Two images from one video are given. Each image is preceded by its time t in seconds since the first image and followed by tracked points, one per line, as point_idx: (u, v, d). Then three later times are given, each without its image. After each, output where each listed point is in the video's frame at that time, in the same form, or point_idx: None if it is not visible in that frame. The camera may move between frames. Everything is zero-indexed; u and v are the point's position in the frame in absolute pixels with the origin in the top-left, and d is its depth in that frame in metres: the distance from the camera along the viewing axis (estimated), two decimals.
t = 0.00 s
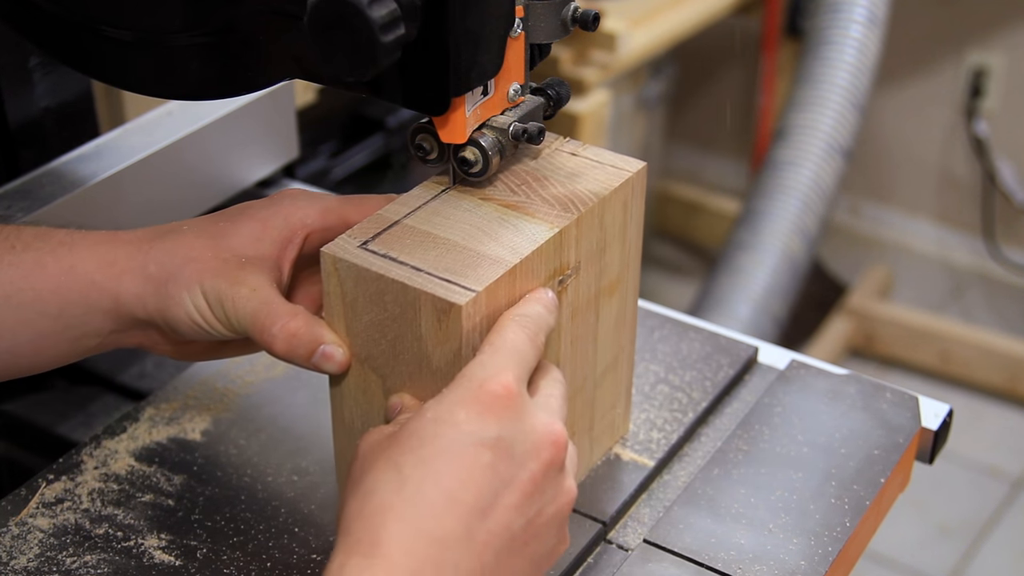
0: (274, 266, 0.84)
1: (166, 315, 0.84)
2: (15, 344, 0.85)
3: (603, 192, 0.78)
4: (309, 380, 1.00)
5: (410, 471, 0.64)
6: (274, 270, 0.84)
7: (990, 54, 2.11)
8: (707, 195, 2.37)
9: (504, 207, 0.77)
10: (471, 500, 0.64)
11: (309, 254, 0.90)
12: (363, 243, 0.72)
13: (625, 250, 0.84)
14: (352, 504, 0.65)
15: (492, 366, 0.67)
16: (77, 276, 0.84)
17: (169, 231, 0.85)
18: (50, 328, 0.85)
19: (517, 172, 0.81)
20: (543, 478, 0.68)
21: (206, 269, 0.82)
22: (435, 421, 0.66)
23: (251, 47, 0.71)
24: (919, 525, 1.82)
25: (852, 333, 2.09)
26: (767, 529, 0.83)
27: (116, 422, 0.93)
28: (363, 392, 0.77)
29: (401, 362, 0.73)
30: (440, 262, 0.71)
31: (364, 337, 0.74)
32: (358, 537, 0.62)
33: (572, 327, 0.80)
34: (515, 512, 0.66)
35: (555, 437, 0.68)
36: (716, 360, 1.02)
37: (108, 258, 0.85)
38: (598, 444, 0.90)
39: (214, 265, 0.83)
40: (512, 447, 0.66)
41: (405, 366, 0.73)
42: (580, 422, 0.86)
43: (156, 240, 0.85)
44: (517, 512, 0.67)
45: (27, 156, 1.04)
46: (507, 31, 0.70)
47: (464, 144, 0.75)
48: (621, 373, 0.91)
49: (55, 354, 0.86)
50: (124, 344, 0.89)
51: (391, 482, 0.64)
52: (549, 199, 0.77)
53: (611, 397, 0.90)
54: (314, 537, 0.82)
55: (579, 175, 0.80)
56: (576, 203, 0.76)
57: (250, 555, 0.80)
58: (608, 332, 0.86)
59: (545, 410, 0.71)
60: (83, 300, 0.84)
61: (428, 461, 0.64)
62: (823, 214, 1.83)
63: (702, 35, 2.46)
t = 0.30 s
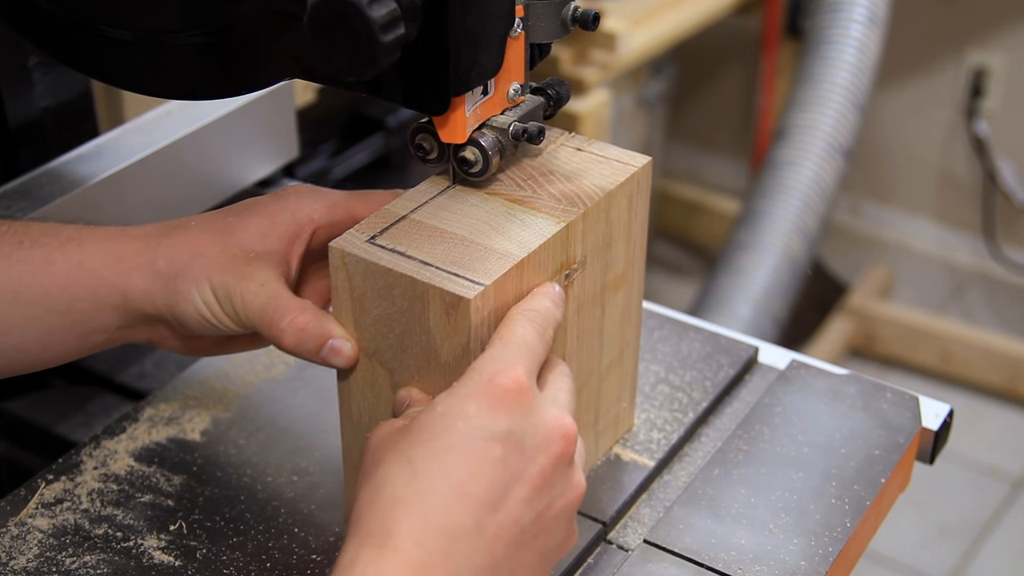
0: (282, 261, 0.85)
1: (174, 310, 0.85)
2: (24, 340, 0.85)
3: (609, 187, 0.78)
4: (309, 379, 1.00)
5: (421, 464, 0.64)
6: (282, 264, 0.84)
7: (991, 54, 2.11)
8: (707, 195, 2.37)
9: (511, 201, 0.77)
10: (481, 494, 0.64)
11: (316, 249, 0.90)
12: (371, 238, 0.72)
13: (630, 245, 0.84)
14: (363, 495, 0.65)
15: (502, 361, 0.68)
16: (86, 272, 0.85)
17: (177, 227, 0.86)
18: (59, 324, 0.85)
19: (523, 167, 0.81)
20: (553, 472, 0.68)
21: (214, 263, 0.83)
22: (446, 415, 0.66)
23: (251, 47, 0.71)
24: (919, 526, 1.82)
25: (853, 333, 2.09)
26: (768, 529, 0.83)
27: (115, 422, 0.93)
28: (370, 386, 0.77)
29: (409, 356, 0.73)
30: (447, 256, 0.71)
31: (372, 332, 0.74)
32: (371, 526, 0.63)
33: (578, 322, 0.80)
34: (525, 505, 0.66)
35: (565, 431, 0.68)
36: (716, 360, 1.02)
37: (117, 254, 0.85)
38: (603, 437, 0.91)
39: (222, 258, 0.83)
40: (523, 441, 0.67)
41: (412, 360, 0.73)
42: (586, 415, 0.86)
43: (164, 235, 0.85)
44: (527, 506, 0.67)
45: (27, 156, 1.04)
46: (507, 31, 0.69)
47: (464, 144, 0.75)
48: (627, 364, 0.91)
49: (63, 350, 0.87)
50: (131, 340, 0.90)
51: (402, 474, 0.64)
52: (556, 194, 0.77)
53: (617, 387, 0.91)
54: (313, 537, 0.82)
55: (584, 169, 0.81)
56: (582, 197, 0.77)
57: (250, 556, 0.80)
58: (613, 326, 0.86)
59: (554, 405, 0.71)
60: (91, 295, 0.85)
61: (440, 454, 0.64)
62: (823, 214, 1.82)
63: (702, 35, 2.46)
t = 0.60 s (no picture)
0: (292, 254, 0.85)
1: (185, 303, 0.85)
2: (37, 333, 0.85)
3: (618, 179, 0.79)
4: (308, 380, 1.00)
5: (436, 452, 0.65)
6: (292, 258, 0.84)
7: (991, 54, 2.11)
8: (707, 195, 2.37)
9: (520, 194, 0.78)
10: (495, 481, 0.65)
11: (327, 243, 0.89)
12: (382, 231, 0.73)
13: (639, 238, 0.85)
14: (378, 483, 0.66)
15: (514, 351, 0.69)
16: (94, 267, 0.85)
17: (191, 219, 0.86)
18: (72, 316, 0.85)
19: (532, 160, 0.82)
20: (565, 460, 0.69)
21: (226, 257, 0.83)
22: (460, 404, 0.67)
23: (250, 47, 0.71)
24: (920, 527, 1.82)
25: (853, 333, 2.08)
26: (768, 530, 0.83)
27: (115, 422, 0.93)
28: (381, 378, 0.78)
29: (420, 347, 0.74)
30: (457, 249, 0.72)
31: (383, 324, 0.75)
32: (386, 513, 0.64)
33: (586, 314, 0.81)
34: (539, 493, 0.68)
35: (578, 421, 0.70)
36: (717, 360, 1.02)
37: (130, 247, 0.85)
38: (612, 430, 0.91)
39: (234, 253, 0.83)
40: (536, 429, 0.68)
41: (424, 351, 0.74)
42: (595, 408, 0.87)
43: (176, 229, 0.86)
44: (541, 494, 0.68)
45: (26, 156, 1.04)
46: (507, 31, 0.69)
47: (464, 144, 0.75)
48: (634, 356, 0.92)
49: (75, 342, 0.87)
50: (144, 333, 0.90)
51: (417, 463, 0.65)
52: (565, 186, 0.78)
53: (625, 381, 0.91)
54: (314, 537, 0.82)
55: (594, 162, 0.82)
56: (591, 190, 0.77)
57: (249, 556, 0.80)
58: (621, 320, 0.87)
59: (565, 394, 0.72)
60: (104, 288, 0.85)
61: (454, 443, 0.65)
62: (823, 214, 1.82)
63: (703, 34, 2.46)
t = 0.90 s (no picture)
0: (303, 248, 0.85)
1: (196, 298, 0.85)
2: (48, 328, 0.85)
3: (625, 173, 0.79)
4: (308, 380, 0.99)
5: (447, 443, 0.66)
6: (302, 252, 0.84)
7: (992, 53, 2.11)
8: (708, 195, 2.37)
9: (528, 188, 0.78)
10: (505, 471, 0.65)
11: (335, 237, 0.89)
12: (391, 225, 0.74)
13: (645, 231, 0.85)
14: (388, 473, 0.67)
15: (524, 342, 0.70)
16: (93, 267, 0.85)
17: (201, 213, 0.86)
18: (84, 309, 0.86)
19: (540, 155, 0.82)
20: (574, 451, 0.70)
21: (227, 257, 0.83)
22: (470, 394, 0.67)
23: (250, 47, 0.71)
24: (921, 527, 1.82)
25: (854, 333, 2.08)
26: (769, 530, 0.83)
27: (114, 422, 0.93)
28: (391, 369, 0.79)
29: (429, 341, 0.75)
30: (466, 242, 0.72)
31: (393, 317, 0.75)
32: (396, 503, 0.64)
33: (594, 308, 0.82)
34: (548, 483, 0.68)
35: (587, 412, 0.70)
36: (717, 360, 1.02)
37: (141, 240, 0.85)
38: (619, 423, 0.92)
39: (243, 247, 0.83)
40: (546, 420, 0.68)
41: (433, 345, 0.75)
42: (602, 401, 0.88)
43: (187, 223, 0.86)
44: (551, 483, 0.68)
45: (26, 155, 1.03)
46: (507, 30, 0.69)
47: (464, 144, 0.75)
48: (641, 351, 0.93)
49: (75, 342, 0.87)
50: (154, 326, 0.90)
51: (427, 454, 0.66)
52: (572, 181, 0.79)
53: (631, 374, 0.92)
54: (314, 537, 0.82)
55: (601, 156, 0.82)
56: (599, 184, 0.78)
57: (248, 556, 0.80)
58: (628, 314, 0.88)
59: (574, 385, 0.73)
60: (115, 282, 0.85)
61: (464, 433, 0.66)
62: (824, 213, 1.82)
63: (703, 34, 2.46)
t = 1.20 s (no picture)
0: (311, 242, 0.84)
1: (205, 291, 0.85)
2: (52, 326, 0.85)
3: (631, 169, 0.80)
4: (307, 380, 0.99)
5: (455, 434, 0.66)
6: (312, 246, 0.84)
7: (992, 52, 2.11)
8: (708, 195, 2.37)
9: (534, 183, 0.78)
10: (513, 463, 0.66)
11: (343, 232, 0.90)
12: (400, 219, 0.74)
13: (651, 227, 0.86)
14: (398, 466, 0.67)
15: (532, 335, 0.70)
16: (93, 266, 0.84)
17: (204, 211, 0.86)
18: (93, 304, 0.85)
19: (547, 151, 0.83)
20: (582, 443, 0.70)
21: (227, 257, 0.83)
22: (478, 386, 0.68)
23: (250, 46, 0.71)
24: (922, 527, 1.82)
25: (854, 333, 2.08)
26: (769, 531, 0.83)
27: (114, 423, 0.93)
28: (398, 363, 0.79)
29: (436, 335, 0.75)
30: (474, 236, 0.73)
31: (400, 311, 0.76)
32: (405, 495, 0.65)
33: (601, 303, 0.82)
34: (556, 476, 0.68)
35: (593, 404, 0.70)
36: (717, 360, 1.02)
37: (150, 235, 0.85)
38: (625, 417, 0.92)
39: (251, 242, 0.83)
40: (553, 413, 0.68)
41: (441, 339, 0.75)
42: (608, 396, 0.88)
43: (195, 218, 0.86)
44: (558, 476, 0.68)
45: (25, 155, 1.03)
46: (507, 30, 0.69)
47: (464, 144, 0.74)
48: (646, 347, 0.93)
49: (75, 342, 0.87)
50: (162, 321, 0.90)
51: (436, 446, 0.66)
52: (579, 176, 0.79)
53: (637, 369, 0.92)
54: (313, 537, 0.82)
55: (608, 151, 0.82)
56: (605, 179, 0.78)
57: (248, 556, 0.80)
58: (634, 310, 0.88)
59: (581, 378, 0.73)
60: (124, 276, 0.85)
61: (472, 425, 0.66)
62: (824, 213, 1.82)
63: (703, 34, 2.46)
